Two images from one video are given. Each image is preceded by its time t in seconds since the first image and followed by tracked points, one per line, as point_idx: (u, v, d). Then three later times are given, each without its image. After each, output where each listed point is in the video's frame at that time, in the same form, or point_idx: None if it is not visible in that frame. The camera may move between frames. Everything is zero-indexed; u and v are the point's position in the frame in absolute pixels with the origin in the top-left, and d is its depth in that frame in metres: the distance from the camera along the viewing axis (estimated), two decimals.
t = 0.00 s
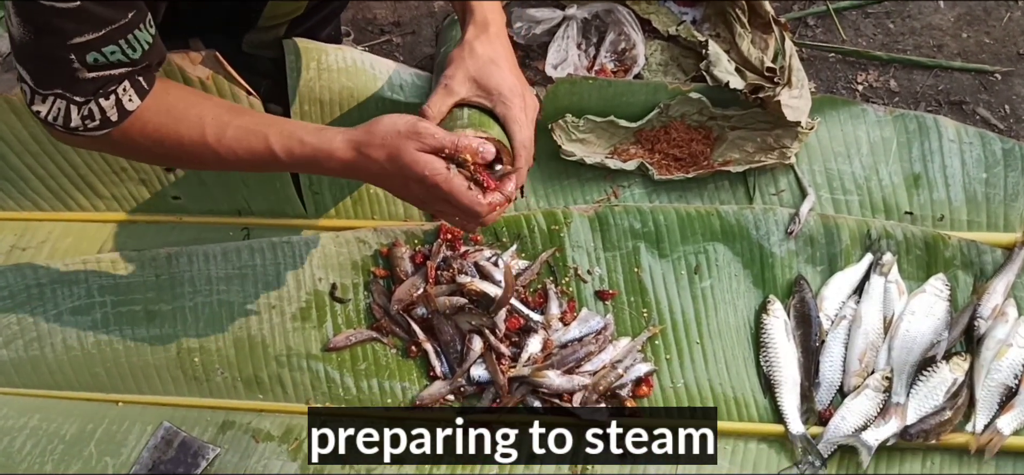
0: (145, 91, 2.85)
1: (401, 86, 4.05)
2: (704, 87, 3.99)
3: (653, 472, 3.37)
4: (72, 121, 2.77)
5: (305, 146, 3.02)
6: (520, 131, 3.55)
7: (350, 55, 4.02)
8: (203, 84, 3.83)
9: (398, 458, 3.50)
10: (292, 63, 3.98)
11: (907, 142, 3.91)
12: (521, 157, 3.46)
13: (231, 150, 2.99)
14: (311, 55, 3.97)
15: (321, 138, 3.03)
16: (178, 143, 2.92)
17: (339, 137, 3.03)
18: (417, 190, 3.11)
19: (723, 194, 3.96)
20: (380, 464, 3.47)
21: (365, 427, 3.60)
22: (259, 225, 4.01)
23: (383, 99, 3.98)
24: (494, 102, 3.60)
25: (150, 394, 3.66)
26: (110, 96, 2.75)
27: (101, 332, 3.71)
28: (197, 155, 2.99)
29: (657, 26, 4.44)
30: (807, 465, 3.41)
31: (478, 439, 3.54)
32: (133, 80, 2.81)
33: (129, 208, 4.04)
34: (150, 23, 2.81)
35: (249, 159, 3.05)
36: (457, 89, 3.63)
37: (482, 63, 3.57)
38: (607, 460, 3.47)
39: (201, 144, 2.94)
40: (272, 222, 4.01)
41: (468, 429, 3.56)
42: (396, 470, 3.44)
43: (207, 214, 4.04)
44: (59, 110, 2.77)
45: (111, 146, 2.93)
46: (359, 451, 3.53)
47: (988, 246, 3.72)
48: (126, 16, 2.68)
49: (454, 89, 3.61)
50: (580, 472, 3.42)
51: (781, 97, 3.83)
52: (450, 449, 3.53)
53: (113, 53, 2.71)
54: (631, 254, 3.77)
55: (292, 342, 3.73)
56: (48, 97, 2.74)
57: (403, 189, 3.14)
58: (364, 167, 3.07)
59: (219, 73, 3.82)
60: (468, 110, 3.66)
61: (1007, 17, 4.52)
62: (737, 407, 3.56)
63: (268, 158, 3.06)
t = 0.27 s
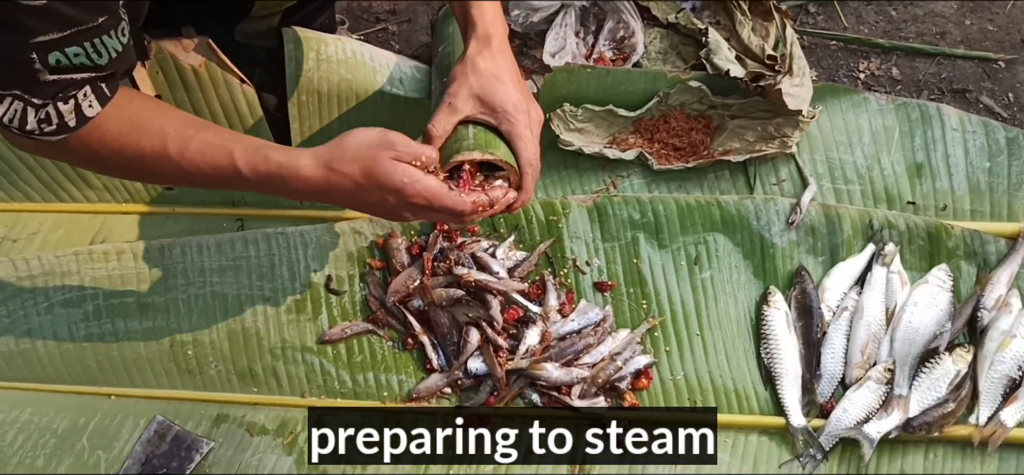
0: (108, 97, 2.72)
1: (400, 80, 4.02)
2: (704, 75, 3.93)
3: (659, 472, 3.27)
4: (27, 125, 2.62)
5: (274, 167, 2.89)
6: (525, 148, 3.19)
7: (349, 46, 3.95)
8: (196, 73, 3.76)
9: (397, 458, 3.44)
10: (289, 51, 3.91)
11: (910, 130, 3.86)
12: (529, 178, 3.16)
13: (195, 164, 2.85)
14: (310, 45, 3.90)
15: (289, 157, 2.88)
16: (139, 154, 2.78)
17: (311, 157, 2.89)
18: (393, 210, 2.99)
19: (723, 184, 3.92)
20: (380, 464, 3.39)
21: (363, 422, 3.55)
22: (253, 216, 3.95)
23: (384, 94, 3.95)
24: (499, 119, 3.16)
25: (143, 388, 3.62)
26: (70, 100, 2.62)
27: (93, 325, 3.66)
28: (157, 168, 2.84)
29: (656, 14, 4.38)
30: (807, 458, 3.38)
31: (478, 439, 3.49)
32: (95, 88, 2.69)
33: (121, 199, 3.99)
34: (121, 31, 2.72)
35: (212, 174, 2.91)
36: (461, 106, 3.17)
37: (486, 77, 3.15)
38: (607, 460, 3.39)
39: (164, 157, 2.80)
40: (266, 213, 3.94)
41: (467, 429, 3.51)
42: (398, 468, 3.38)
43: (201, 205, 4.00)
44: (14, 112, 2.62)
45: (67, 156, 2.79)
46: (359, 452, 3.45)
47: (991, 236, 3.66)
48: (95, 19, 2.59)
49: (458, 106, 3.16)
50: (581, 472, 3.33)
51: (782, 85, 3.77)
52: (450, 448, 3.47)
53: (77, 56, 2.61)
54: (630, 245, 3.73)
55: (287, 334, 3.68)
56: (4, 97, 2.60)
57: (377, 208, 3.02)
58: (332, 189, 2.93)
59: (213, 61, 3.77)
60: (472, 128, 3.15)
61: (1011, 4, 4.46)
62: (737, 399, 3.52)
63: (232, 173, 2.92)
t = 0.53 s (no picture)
0: (127, 129, 2.58)
1: (400, 70, 3.94)
2: (709, 64, 3.87)
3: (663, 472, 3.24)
4: (40, 156, 2.44)
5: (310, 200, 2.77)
6: (527, 142, 3.09)
7: (348, 35, 3.90)
8: (192, 62, 3.70)
9: (397, 459, 3.36)
10: (288, 41, 3.86)
11: (918, 120, 3.80)
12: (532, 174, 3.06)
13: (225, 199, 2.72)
14: (309, 34, 3.85)
15: (327, 188, 2.77)
16: (164, 190, 2.64)
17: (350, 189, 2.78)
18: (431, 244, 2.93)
19: (729, 175, 3.86)
20: (379, 464, 3.34)
21: (363, 417, 3.51)
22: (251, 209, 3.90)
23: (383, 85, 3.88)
24: (500, 114, 3.08)
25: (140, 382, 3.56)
26: (88, 130, 2.47)
27: (89, 318, 3.60)
28: (183, 206, 2.70)
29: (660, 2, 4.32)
30: (814, 453, 3.32)
31: (478, 439, 3.41)
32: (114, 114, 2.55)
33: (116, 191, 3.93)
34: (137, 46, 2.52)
35: (241, 212, 2.78)
36: (462, 100, 3.09)
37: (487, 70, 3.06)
38: (609, 460, 3.33)
39: (192, 192, 2.67)
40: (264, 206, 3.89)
41: (468, 428, 3.44)
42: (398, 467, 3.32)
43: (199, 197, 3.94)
44: (24, 143, 2.43)
45: (83, 196, 2.63)
46: (359, 452, 3.41)
47: (1001, 226, 3.60)
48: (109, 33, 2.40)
49: (459, 100, 3.08)
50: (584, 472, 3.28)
51: (789, 74, 3.72)
52: (450, 448, 3.39)
53: (89, 72, 2.42)
54: (634, 237, 3.68)
55: (286, 328, 3.63)
56: (12, 127, 2.41)
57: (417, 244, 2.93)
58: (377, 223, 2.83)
59: (209, 50, 3.72)
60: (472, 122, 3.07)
61: None
62: (742, 393, 3.47)
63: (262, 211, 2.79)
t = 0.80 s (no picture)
0: (130, 136, 2.52)
1: (399, 60, 3.93)
2: (713, 56, 3.80)
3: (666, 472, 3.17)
4: (43, 166, 2.38)
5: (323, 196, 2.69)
6: (543, 124, 2.98)
7: (346, 25, 3.84)
8: (187, 55, 3.63)
9: (397, 459, 3.30)
10: (285, 31, 3.79)
11: (925, 112, 3.73)
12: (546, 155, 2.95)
13: (236, 200, 2.65)
14: (306, 24, 3.79)
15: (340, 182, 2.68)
16: (172, 195, 2.57)
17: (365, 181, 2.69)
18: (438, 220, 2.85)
19: (733, 167, 3.79)
20: (379, 465, 3.27)
21: (362, 416, 3.46)
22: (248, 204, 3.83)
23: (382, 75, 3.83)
24: (514, 96, 2.97)
25: (136, 380, 3.50)
26: (90, 136, 2.41)
27: (84, 316, 3.54)
28: (192, 212, 2.63)
29: None
30: (821, 451, 3.27)
31: (478, 439, 3.36)
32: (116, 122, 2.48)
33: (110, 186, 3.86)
34: (132, 50, 2.51)
35: (254, 214, 2.70)
36: (474, 83, 2.98)
37: (497, 51, 2.96)
38: (612, 460, 3.27)
39: (201, 197, 2.61)
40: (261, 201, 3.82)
41: (468, 428, 3.39)
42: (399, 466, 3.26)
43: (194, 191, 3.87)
44: (25, 154, 2.36)
45: (91, 209, 2.58)
46: (359, 452, 3.34)
47: (1011, 220, 3.55)
48: (106, 35, 2.37)
49: (471, 84, 2.98)
50: (586, 473, 3.23)
51: (795, 65, 3.63)
52: (450, 448, 3.34)
53: (89, 76, 2.38)
54: (637, 232, 3.62)
55: (283, 325, 3.57)
56: (12, 138, 2.34)
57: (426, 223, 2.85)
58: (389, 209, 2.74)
59: (204, 42, 3.64)
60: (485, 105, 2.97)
61: None
62: (748, 390, 3.43)
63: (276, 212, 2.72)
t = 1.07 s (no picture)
0: (104, 124, 2.59)
1: (394, 50, 3.77)
2: (718, 46, 3.71)
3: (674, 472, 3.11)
4: (18, 162, 2.45)
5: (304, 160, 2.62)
6: (551, 76, 2.89)
7: (339, 13, 3.71)
8: (177, 47, 3.54)
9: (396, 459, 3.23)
10: (276, 22, 3.69)
11: (936, 103, 3.63)
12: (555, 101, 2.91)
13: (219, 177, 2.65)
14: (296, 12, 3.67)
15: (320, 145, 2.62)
16: (154, 180, 2.61)
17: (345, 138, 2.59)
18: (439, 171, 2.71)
19: (739, 160, 3.70)
20: (378, 464, 3.20)
21: (360, 416, 3.38)
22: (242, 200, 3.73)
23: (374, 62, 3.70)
24: (521, 49, 2.86)
25: (127, 381, 3.41)
26: (64, 129, 2.49)
27: (74, 315, 3.45)
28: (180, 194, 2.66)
29: None
30: (830, 452, 3.20)
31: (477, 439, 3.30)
32: (90, 109, 2.57)
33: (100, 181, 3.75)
34: (115, 44, 2.66)
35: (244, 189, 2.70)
36: (479, 39, 2.85)
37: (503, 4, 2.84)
38: (613, 461, 3.19)
39: (184, 179, 2.63)
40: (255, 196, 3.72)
41: (468, 429, 3.32)
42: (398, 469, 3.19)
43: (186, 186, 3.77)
44: None
45: (75, 202, 2.65)
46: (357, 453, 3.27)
47: None
48: (91, 30, 2.50)
49: (476, 40, 2.83)
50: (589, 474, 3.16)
51: (803, 56, 3.53)
52: (450, 448, 3.28)
53: (69, 71, 2.49)
54: (641, 227, 3.53)
55: (279, 324, 3.47)
56: None
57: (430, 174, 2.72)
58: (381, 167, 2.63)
59: (194, 34, 3.55)
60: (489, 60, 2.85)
61: None
62: (755, 389, 3.34)
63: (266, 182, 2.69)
